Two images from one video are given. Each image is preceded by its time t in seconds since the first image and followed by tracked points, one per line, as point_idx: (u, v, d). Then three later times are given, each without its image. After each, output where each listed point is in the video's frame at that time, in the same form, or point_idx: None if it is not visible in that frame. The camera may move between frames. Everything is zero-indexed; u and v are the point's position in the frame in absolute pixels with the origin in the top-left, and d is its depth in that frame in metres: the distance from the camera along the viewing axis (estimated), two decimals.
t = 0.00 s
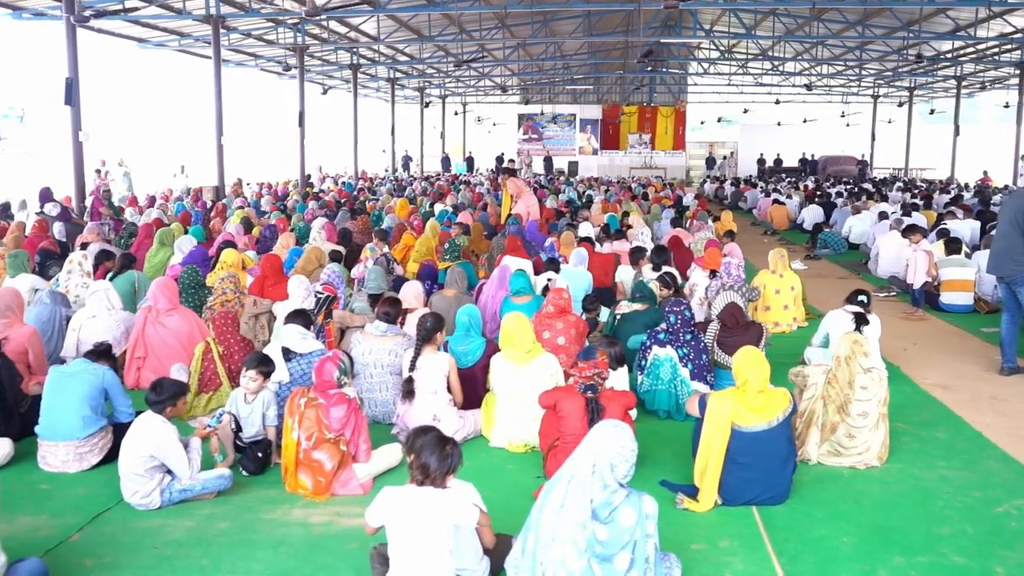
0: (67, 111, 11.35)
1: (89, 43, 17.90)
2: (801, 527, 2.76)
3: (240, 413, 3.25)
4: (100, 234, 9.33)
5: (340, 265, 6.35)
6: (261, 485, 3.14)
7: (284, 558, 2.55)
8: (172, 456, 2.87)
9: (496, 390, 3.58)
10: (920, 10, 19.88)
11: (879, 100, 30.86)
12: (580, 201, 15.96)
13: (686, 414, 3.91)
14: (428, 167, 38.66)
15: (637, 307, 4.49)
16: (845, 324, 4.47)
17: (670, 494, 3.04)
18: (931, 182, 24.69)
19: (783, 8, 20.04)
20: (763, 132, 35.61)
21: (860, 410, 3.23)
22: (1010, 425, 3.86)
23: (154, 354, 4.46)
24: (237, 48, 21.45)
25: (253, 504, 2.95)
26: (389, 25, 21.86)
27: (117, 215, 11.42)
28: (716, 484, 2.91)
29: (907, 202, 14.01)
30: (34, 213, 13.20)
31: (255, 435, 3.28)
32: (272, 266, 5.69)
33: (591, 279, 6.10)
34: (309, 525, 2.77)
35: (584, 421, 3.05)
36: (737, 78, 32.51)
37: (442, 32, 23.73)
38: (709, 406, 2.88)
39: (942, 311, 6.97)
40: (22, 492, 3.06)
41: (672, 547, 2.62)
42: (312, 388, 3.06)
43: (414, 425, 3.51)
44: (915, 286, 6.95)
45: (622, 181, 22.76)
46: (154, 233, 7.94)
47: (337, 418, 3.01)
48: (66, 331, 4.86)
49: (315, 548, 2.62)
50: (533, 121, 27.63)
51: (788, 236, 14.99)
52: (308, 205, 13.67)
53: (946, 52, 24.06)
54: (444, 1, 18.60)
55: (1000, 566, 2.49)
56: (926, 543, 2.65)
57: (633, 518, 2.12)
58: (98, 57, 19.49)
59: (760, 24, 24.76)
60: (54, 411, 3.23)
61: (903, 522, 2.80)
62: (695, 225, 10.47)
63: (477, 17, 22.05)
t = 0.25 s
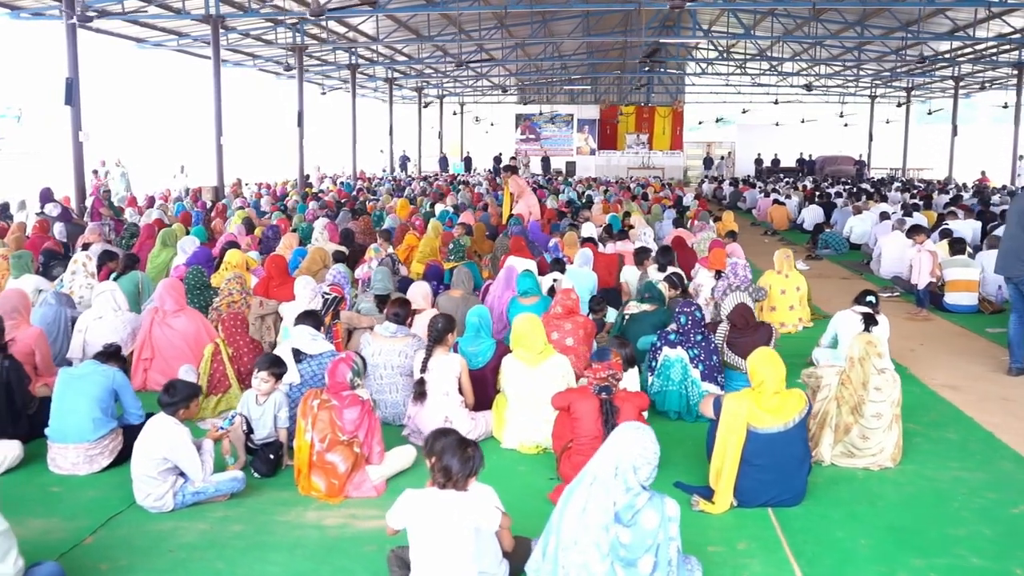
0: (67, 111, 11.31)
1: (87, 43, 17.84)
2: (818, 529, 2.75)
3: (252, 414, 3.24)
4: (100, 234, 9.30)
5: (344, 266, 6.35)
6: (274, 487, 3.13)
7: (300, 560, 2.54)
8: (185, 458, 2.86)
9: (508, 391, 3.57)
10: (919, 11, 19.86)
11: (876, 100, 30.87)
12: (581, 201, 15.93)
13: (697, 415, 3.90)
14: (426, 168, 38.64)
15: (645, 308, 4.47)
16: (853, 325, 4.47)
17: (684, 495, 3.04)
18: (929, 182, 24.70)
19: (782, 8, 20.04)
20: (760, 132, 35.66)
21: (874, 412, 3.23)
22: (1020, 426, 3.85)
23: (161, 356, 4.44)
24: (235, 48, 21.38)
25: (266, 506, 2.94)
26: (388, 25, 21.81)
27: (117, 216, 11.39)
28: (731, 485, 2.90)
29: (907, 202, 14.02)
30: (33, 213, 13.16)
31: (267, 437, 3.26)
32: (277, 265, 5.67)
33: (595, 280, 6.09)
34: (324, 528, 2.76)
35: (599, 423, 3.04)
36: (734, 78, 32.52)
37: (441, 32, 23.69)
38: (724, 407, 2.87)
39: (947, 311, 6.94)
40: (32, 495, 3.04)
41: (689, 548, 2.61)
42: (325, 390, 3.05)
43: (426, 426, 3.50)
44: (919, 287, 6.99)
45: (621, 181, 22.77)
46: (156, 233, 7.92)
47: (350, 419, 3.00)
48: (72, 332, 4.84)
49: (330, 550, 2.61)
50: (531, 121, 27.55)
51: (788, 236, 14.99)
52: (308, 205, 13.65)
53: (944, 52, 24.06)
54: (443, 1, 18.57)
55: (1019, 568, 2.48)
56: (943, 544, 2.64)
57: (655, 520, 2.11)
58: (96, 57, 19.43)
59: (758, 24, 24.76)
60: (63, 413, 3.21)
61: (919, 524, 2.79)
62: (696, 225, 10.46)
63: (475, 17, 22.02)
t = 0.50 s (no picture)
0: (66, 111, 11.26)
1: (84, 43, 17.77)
2: (839, 532, 2.74)
3: (265, 417, 3.22)
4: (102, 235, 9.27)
5: (350, 266, 6.34)
6: (289, 490, 3.11)
7: (320, 565, 2.53)
8: (201, 462, 2.84)
9: (522, 393, 3.55)
10: (918, 11, 19.84)
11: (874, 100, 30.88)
12: (580, 202, 15.90)
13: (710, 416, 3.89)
14: (423, 168, 38.59)
15: (655, 309, 4.46)
16: (863, 326, 4.46)
17: (702, 498, 3.03)
18: (926, 182, 24.74)
19: (781, 9, 20.02)
20: (757, 132, 35.73)
21: (891, 414, 3.22)
22: None
23: (169, 358, 4.41)
24: (233, 48, 21.31)
25: (282, 510, 2.92)
26: (386, 26, 21.75)
27: (117, 217, 11.34)
28: (750, 488, 2.89)
29: (908, 202, 14.01)
30: (32, 214, 13.09)
31: (281, 440, 3.24)
32: (283, 267, 5.63)
33: (602, 280, 6.09)
34: (342, 532, 2.74)
35: (616, 426, 3.03)
36: (732, 78, 32.53)
37: (439, 32, 23.64)
38: (743, 410, 2.86)
39: (952, 311, 6.94)
40: (45, 499, 3.01)
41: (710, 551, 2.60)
42: (341, 392, 3.03)
43: (440, 428, 3.48)
44: (925, 287, 6.93)
45: (620, 181, 22.74)
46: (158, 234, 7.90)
47: (367, 422, 2.98)
48: (78, 334, 4.81)
49: (350, 555, 2.59)
50: (528, 121, 27.47)
51: (788, 236, 15.00)
52: (308, 205, 13.61)
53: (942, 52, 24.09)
54: (441, 0, 18.53)
55: None
56: (965, 547, 2.63)
57: (683, 525, 2.09)
58: (93, 57, 19.36)
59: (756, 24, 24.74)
60: (74, 416, 3.19)
61: (940, 527, 2.78)
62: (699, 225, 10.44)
63: (474, 16, 21.98)
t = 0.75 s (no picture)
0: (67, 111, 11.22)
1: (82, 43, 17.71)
2: (855, 534, 2.74)
3: (278, 420, 3.20)
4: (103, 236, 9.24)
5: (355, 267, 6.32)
6: (301, 493, 3.10)
7: (337, 569, 2.51)
8: (215, 465, 2.82)
9: (533, 395, 3.54)
10: (917, 11, 19.82)
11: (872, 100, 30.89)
12: (580, 202, 15.88)
13: (721, 418, 3.88)
14: (421, 168, 38.57)
15: (664, 309, 4.46)
16: (873, 327, 4.45)
17: (717, 500, 3.02)
18: (923, 182, 24.74)
19: (780, 9, 20.01)
20: (755, 132, 35.73)
21: (905, 415, 3.21)
22: None
23: (177, 360, 4.38)
24: (231, 48, 21.25)
25: (296, 513, 2.90)
26: (385, 26, 21.71)
27: (118, 217, 11.31)
28: (766, 491, 2.88)
29: (908, 203, 14.01)
30: (31, 214, 13.05)
31: (293, 443, 3.23)
32: (288, 268, 5.61)
33: (607, 281, 6.07)
34: (356, 536, 2.73)
35: (631, 428, 3.02)
36: (730, 78, 32.53)
37: (437, 32, 23.58)
38: (759, 411, 2.85)
39: (956, 312, 6.94)
40: (57, 503, 3.00)
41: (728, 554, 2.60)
42: (355, 395, 3.02)
43: (451, 431, 3.47)
44: (930, 288, 6.99)
45: (619, 181, 22.73)
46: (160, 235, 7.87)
47: (381, 425, 2.96)
48: (84, 336, 4.79)
49: (366, 559, 2.58)
50: (525, 121, 27.41)
51: (788, 237, 14.98)
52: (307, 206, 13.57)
53: (940, 53, 24.08)
54: (440, 0, 18.49)
55: None
56: (982, 550, 2.63)
57: (706, 529, 2.08)
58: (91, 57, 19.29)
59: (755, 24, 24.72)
60: (87, 420, 3.17)
61: (957, 529, 2.78)
62: (701, 226, 10.43)
63: (473, 16, 21.92)
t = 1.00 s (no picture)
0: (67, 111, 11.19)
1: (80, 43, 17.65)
2: (872, 536, 2.73)
3: (290, 422, 3.19)
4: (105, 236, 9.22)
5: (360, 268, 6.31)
6: (315, 495, 3.08)
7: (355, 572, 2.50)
8: (229, 467, 2.80)
9: (545, 396, 3.53)
10: (916, 11, 19.80)
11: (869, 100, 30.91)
12: (580, 202, 15.87)
13: (732, 419, 3.87)
14: (419, 168, 38.52)
15: (672, 310, 4.45)
16: (881, 327, 4.45)
17: (733, 501, 3.01)
18: (920, 182, 24.77)
19: (779, 9, 20.01)
20: (752, 132, 35.76)
21: (919, 416, 3.20)
22: None
23: (184, 361, 4.36)
24: (229, 48, 21.19)
25: (311, 516, 2.89)
26: (384, 26, 21.66)
27: (118, 217, 11.27)
28: (782, 492, 2.88)
29: (908, 202, 14.00)
30: (31, 215, 13.03)
31: (305, 445, 3.21)
32: (293, 269, 5.60)
33: (612, 281, 6.06)
34: (373, 538, 2.71)
35: (646, 430, 3.01)
36: (727, 78, 32.52)
37: (435, 32, 23.53)
38: (775, 413, 2.84)
39: (960, 312, 6.93)
40: (69, 506, 2.97)
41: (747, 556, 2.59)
42: (369, 396, 3.00)
43: (463, 432, 3.46)
44: (935, 288, 7.00)
45: (617, 181, 22.71)
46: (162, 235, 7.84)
47: (395, 427, 2.95)
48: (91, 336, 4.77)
49: (383, 561, 2.57)
50: (523, 121, 27.36)
51: (788, 237, 14.99)
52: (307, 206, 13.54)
53: (937, 53, 24.09)
54: (439, 1, 18.47)
55: None
56: (1001, 553, 2.62)
57: (730, 531, 2.07)
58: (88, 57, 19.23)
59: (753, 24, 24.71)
60: (98, 422, 3.15)
61: (974, 530, 2.77)
62: (703, 226, 10.42)
63: (471, 17, 21.89)
